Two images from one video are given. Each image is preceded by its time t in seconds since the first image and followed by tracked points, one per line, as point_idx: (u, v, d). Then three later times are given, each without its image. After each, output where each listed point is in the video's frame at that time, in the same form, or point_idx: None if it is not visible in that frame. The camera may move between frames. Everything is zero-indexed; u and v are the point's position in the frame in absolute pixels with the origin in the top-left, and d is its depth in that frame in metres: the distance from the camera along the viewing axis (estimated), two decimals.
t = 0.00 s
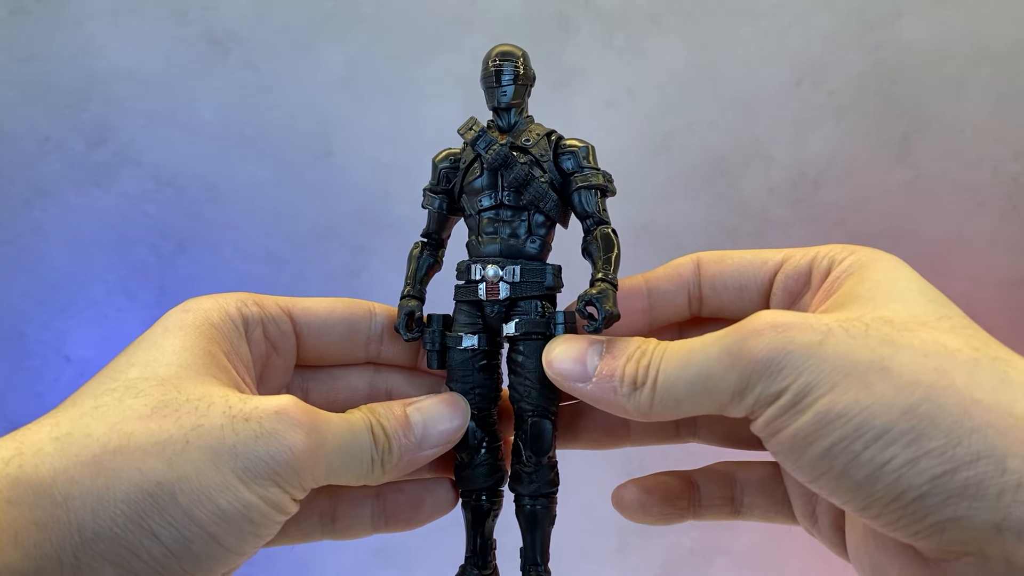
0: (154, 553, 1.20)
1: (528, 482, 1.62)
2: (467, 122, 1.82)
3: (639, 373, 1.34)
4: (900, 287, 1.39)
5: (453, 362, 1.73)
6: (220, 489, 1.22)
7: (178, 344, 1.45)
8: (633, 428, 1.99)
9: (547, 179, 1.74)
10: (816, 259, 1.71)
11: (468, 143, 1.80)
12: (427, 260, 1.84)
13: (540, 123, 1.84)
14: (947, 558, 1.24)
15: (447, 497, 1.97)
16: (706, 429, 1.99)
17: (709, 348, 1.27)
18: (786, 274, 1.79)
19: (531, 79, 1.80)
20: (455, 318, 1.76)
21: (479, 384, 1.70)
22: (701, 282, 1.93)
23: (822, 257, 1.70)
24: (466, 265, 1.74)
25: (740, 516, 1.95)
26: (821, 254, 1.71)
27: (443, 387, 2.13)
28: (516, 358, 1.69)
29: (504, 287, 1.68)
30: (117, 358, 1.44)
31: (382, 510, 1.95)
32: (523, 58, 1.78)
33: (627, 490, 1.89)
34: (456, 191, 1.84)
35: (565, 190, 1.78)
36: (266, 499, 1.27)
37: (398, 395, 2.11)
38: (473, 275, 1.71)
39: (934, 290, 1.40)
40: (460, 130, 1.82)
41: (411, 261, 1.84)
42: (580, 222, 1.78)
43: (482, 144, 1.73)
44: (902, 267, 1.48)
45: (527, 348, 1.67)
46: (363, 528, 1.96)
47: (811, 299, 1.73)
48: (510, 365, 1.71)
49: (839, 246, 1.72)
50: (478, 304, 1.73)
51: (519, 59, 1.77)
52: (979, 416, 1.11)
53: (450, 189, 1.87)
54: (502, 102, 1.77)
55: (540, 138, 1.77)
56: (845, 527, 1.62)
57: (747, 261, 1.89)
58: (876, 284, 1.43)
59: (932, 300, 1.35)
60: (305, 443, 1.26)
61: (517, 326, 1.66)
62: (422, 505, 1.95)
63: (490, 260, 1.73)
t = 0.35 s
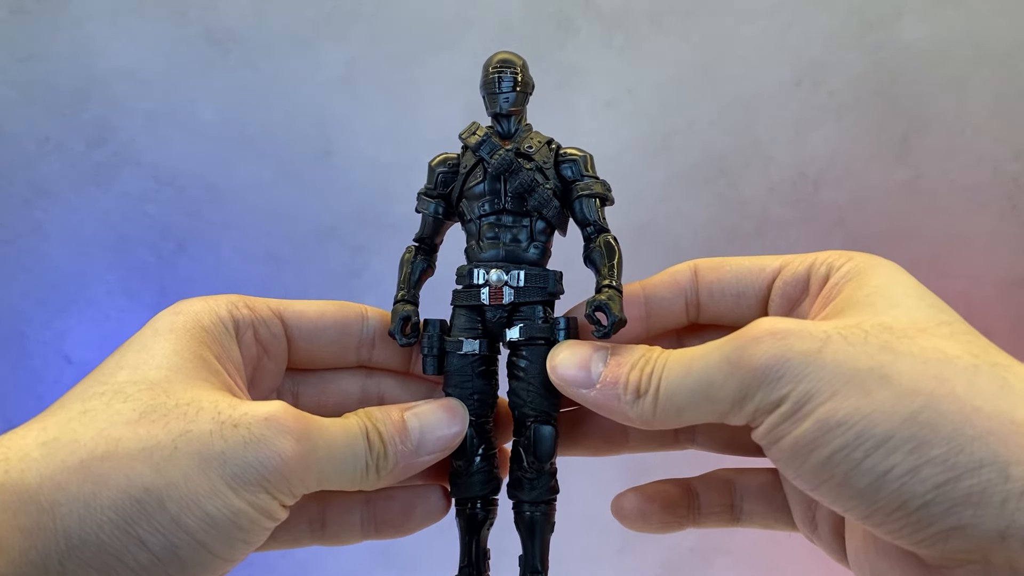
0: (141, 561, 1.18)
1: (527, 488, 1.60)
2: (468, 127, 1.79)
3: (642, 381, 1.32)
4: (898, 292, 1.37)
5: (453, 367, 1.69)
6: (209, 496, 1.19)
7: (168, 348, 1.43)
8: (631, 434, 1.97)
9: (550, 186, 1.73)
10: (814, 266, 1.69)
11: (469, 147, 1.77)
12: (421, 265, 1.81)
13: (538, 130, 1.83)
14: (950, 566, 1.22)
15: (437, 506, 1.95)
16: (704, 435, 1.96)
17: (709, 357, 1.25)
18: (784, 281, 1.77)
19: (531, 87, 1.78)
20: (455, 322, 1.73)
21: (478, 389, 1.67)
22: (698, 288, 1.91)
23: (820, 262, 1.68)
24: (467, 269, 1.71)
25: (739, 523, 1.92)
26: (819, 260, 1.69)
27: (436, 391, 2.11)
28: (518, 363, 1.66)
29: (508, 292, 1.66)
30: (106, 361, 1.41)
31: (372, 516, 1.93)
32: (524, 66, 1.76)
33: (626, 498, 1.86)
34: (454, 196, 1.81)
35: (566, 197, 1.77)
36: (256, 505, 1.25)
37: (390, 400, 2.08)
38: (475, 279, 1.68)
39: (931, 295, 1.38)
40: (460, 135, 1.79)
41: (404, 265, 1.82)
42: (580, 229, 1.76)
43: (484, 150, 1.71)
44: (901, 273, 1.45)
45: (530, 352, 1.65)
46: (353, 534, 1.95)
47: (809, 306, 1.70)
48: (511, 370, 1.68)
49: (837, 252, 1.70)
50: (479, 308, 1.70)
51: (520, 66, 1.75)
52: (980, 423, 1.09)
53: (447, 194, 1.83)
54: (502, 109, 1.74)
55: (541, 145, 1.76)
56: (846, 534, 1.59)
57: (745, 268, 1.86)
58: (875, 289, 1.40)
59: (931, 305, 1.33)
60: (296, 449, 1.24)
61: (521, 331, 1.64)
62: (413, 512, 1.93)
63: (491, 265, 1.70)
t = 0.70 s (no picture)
0: (128, 564, 1.18)
1: (529, 491, 1.60)
2: (463, 129, 1.76)
3: (638, 386, 1.32)
4: (885, 299, 1.37)
5: (454, 372, 1.67)
6: (196, 499, 1.20)
7: (155, 349, 1.43)
8: (621, 438, 1.97)
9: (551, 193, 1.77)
10: (803, 273, 1.70)
11: (466, 148, 1.74)
12: (403, 266, 1.76)
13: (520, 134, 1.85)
14: (934, 571, 1.22)
15: (420, 510, 1.94)
16: (695, 440, 1.96)
17: (698, 361, 1.25)
18: (774, 288, 1.77)
19: (517, 90, 1.79)
20: (453, 327, 1.69)
21: (478, 394, 1.67)
22: (687, 295, 1.91)
23: (809, 270, 1.68)
24: (471, 272, 1.68)
25: (731, 527, 1.92)
26: (808, 267, 1.70)
27: (422, 392, 2.11)
28: (522, 367, 1.67)
29: (515, 297, 1.66)
30: (93, 362, 1.41)
31: (354, 520, 1.93)
32: (510, 69, 1.77)
33: (618, 502, 1.86)
34: (448, 197, 1.78)
35: (557, 204, 1.82)
36: (244, 508, 1.25)
37: (375, 401, 2.09)
38: (481, 283, 1.66)
39: (919, 302, 1.38)
40: (455, 136, 1.76)
41: (385, 265, 1.74)
42: (568, 235, 1.81)
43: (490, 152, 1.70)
44: (889, 280, 1.45)
45: (535, 357, 1.67)
46: (335, 538, 1.96)
47: (799, 312, 1.71)
48: (511, 374, 1.68)
49: (826, 259, 1.70)
50: (481, 312, 1.68)
51: (507, 69, 1.76)
52: (962, 428, 1.09)
53: (438, 195, 1.79)
54: (488, 112, 1.74)
55: (535, 151, 1.79)
56: (834, 539, 1.59)
57: (734, 277, 1.87)
58: (862, 295, 1.41)
59: (916, 310, 1.33)
60: (284, 452, 1.24)
61: (527, 335, 1.65)
62: (396, 517, 1.93)
63: (496, 269, 1.69)
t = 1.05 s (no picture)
0: (130, 559, 1.20)
1: (536, 483, 1.62)
2: (465, 124, 1.77)
3: (641, 379, 1.35)
4: (882, 294, 1.39)
5: (464, 369, 1.67)
6: (198, 494, 1.21)
7: (156, 344, 1.44)
8: (619, 433, 1.99)
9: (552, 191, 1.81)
10: (801, 271, 1.72)
11: (469, 143, 1.75)
12: (400, 261, 1.77)
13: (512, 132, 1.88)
14: (929, 560, 1.24)
15: (416, 509, 1.97)
16: (693, 437, 1.98)
17: (699, 354, 1.28)
18: (771, 286, 1.79)
19: (511, 86, 1.82)
20: (462, 323, 1.69)
21: (486, 390, 1.68)
22: (683, 297, 1.93)
23: (806, 268, 1.71)
24: (481, 268, 1.68)
25: (729, 523, 1.95)
26: (805, 266, 1.72)
27: (419, 387, 2.14)
28: (530, 362, 1.69)
29: (524, 294, 1.67)
30: (93, 357, 1.43)
31: (349, 518, 1.95)
32: (505, 64, 1.80)
33: (616, 496, 1.88)
34: (449, 193, 1.78)
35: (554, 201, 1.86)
36: (246, 503, 1.27)
37: (371, 395, 2.11)
38: (492, 279, 1.67)
39: (917, 299, 1.40)
40: (457, 130, 1.75)
41: (383, 260, 1.75)
42: (562, 234, 1.85)
43: (497, 148, 1.72)
44: (887, 276, 1.47)
45: (544, 353, 1.69)
46: (330, 534, 1.98)
47: (796, 309, 1.73)
48: (516, 370, 1.70)
49: (823, 258, 1.73)
50: (490, 309, 1.69)
51: (502, 65, 1.78)
52: (957, 419, 1.11)
53: (437, 190, 1.79)
54: (484, 107, 1.77)
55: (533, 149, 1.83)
56: (831, 534, 1.61)
57: (731, 278, 1.90)
58: (861, 290, 1.43)
59: (914, 305, 1.35)
60: (286, 447, 1.26)
61: (537, 331, 1.67)
62: (391, 515, 1.95)
63: (504, 265, 1.71)
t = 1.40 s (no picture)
0: (128, 553, 1.19)
1: (533, 479, 1.60)
2: (464, 118, 1.75)
3: (641, 373, 1.35)
4: (883, 288, 1.38)
5: (459, 363, 1.66)
6: (196, 487, 1.21)
7: (154, 337, 1.44)
8: (618, 428, 1.98)
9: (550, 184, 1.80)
10: (802, 264, 1.71)
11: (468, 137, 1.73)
12: (398, 254, 1.76)
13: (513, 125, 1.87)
14: (930, 554, 1.24)
15: (414, 503, 1.97)
16: (693, 432, 1.97)
17: (699, 347, 1.27)
18: (772, 279, 1.79)
19: (512, 79, 1.81)
20: (458, 317, 1.68)
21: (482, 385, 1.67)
22: (684, 290, 1.92)
23: (807, 261, 1.70)
24: (478, 262, 1.68)
25: (729, 518, 1.94)
26: (806, 259, 1.72)
27: (418, 381, 2.13)
28: (527, 357, 1.68)
29: (522, 288, 1.66)
30: (91, 350, 1.42)
31: (347, 512, 1.95)
32: (505, 58, 1.79)
33: (616, 491, 1.87)
34: (447, 187, 1.78)
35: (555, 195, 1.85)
36: (244, 496, 1.26)
37: (369, 388, 2.11)
38: (489, 274, 1.66)
39: (918, 292, 1.39)
40: (456, 124, 1.74)
41: (381, 254, 1.74)
42: (563, 228, 1.84)
43: (494, 141, 1.69)
44: (887, 270, 1.47)
45: (542, 348, 1.68)
46: (328, 528, 1.97)
47: (796, 303, 1.72)
48: (514, 365, 1.69)
49: (824, 251, 1.72)
50: (486, 303, 1.68)
51: (502, 58, 1.77)
52: (959, 411, 1.10)
53: (436, 184, 1.78)
54: (484, 101, 1.76)
55: (534, 142, 1.81)
56: (832, 528, 1.61)
57: (732, 271, 1.89)
58: (862, 285, 1.42)
59: (916, 300, 1.35)
60: (284, 440, 1.25)
61: (534, 326, 1.66)
62: (389, 509, 1.95)
63: (501, 259, 1.69)
